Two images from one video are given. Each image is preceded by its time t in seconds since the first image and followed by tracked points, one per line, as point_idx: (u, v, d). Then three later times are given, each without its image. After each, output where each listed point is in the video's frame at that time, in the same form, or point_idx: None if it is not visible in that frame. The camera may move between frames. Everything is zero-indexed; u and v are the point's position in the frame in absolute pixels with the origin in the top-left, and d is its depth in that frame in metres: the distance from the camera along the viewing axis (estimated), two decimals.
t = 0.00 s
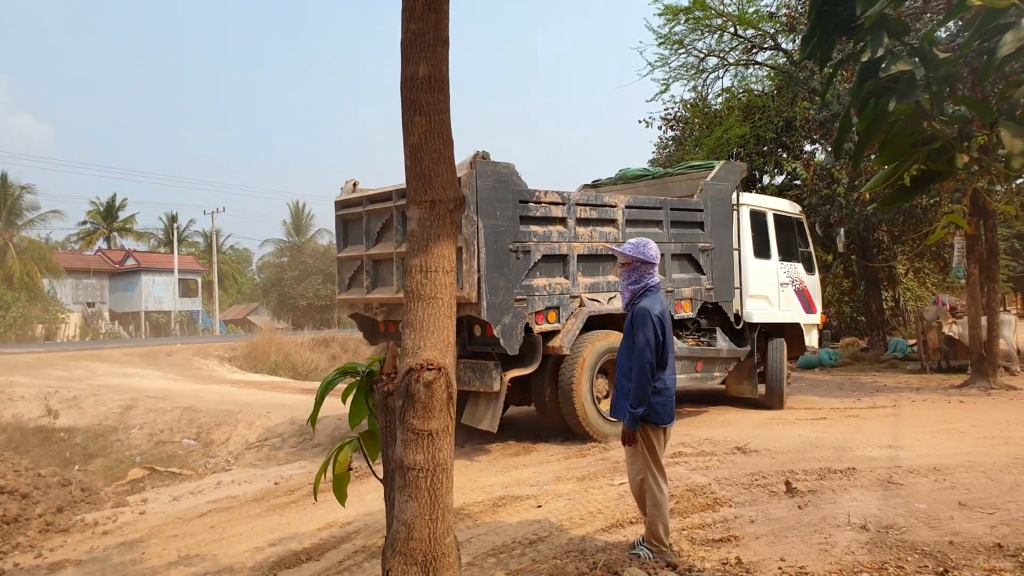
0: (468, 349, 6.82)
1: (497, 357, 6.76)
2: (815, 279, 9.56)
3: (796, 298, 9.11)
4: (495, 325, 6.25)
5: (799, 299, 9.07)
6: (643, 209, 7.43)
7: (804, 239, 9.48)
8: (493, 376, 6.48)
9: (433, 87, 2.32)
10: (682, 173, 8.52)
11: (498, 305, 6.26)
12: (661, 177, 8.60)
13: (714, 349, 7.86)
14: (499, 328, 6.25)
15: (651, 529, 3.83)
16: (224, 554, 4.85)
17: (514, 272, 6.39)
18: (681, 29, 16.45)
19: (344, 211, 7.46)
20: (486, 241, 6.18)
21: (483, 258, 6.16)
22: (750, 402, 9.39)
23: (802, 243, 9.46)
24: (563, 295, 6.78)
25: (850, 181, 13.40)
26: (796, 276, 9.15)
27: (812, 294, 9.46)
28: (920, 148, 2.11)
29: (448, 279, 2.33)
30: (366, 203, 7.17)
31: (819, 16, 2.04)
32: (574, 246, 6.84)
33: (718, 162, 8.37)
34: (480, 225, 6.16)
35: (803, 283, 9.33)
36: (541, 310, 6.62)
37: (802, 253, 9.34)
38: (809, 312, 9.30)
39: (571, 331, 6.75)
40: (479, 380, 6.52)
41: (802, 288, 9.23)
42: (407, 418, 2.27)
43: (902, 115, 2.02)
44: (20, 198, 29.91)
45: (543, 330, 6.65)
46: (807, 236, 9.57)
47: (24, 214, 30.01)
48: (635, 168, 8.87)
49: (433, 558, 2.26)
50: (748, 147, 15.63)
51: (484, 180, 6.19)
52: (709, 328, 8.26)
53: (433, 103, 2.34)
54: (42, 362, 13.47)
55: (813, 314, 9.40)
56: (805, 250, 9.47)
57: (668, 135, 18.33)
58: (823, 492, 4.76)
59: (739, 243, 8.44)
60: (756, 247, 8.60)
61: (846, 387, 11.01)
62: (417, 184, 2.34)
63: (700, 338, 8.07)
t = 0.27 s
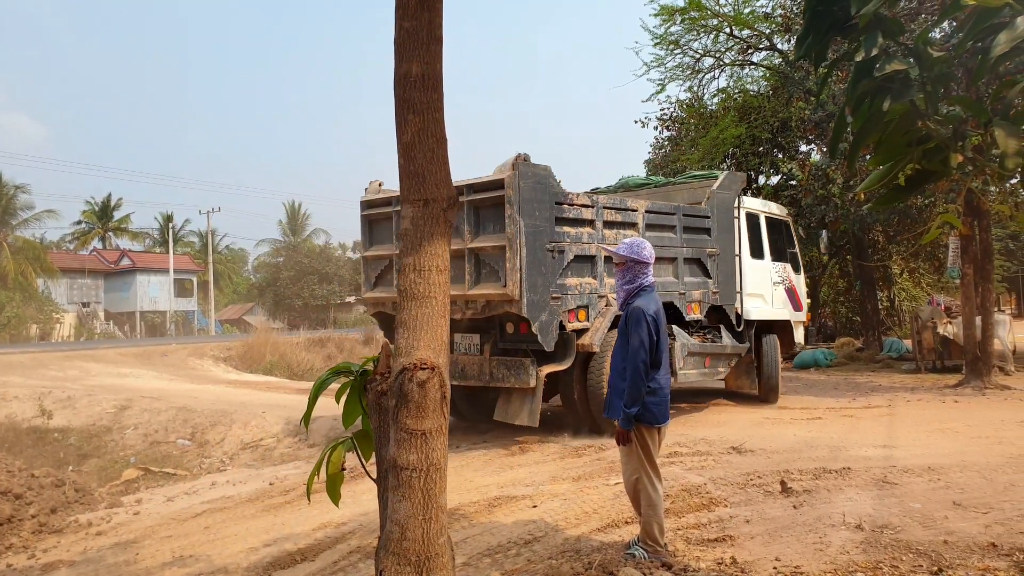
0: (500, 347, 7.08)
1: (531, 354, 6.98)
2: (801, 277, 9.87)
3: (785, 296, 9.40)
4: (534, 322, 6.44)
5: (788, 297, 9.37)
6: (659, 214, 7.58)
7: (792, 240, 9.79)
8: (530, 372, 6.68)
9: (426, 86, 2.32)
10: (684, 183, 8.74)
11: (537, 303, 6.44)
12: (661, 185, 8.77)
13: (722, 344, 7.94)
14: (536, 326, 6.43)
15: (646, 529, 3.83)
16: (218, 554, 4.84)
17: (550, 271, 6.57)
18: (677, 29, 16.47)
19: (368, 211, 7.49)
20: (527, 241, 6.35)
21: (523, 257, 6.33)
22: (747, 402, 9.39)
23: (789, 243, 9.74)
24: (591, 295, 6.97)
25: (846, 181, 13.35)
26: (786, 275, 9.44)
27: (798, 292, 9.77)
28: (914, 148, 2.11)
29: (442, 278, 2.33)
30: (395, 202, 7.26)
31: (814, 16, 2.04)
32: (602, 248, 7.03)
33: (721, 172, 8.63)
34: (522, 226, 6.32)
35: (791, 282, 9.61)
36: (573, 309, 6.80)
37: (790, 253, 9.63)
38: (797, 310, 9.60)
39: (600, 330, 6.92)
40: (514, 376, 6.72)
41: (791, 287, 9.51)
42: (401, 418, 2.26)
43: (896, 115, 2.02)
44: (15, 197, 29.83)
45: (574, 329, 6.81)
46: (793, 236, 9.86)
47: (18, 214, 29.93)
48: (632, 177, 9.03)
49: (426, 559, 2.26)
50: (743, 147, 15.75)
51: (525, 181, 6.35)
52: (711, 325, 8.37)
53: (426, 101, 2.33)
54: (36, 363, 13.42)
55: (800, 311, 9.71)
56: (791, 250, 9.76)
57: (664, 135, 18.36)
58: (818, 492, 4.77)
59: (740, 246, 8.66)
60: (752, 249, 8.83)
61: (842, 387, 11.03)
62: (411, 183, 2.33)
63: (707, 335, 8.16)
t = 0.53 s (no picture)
0: (529, 346, 7.29)
1: (562, 354, 7.17)
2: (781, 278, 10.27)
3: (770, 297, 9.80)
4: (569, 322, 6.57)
5: (773, 298, 9.77)
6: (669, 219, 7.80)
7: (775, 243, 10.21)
8: (563, 371, 6.89)
9: (422, 85, 2.32)
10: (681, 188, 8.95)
11: (572, 303, 6.59)
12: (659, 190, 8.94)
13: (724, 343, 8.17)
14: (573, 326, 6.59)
15: (641, 530, 3.83)
16: (213, 555, 4.83)
17: (585, 272, 6.72)
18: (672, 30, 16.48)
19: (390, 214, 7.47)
20: (564, 243, 6.50)
21: (562, 259, 6.48)
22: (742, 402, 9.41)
23: (771, 245, 10.11)
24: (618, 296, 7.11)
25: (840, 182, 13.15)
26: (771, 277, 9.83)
27: (780, 292, 10.17)
28: (909, 149, 2.10)
29: (438, 278, 2.32)
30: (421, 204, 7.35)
31: (809, 18, 2.04)
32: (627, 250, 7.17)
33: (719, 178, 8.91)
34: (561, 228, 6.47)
35: (775, 283, 10.00)
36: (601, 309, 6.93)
37: (773, 255, 10.01)
38: (780, 309, 10.01)
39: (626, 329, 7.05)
40: (548, 375, 6.92)
41: (775, 288, 9.90)
42: (397, 417, 2.26)
43: (892, 116, 2.02)
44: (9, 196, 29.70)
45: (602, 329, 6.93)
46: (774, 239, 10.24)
47: (12, 214, 29.82)
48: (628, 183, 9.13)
49: (423, 559, 2.25)
50: (738, 148, 15.82)
51: (565, 186, 6.52)
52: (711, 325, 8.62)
53: (423, 101, 2.33)
54: (30, 363, 13.36)
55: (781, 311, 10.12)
56: (773, 252, 10.14)
57: (660, 135, 18.39)
58: (813, 492, 4.77)
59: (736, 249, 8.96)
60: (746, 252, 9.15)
61: (836, 387, 11.06)
62: (407, 183, 2.33)
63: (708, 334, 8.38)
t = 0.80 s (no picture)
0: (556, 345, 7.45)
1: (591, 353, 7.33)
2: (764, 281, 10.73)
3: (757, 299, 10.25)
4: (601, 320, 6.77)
5: (759, 300, 10.23)
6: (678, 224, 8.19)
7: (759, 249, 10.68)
8: (591, 369, 7.08)
9: (420, 85, 2.31)
10: (679, 196, 9.31)
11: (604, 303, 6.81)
12: (658, 197, 9.26)
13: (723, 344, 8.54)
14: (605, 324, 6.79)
15: (638, 530, 3.83)
16: (210, 555, 4.82)
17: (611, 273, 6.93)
18: (668, 31, 16.49)
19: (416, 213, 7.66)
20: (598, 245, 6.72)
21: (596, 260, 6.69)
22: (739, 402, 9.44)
23: (755, 250, 10.57)
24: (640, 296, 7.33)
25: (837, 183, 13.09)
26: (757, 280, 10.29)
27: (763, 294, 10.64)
28: (907, 149, 2.11)
29: (436, 278, 2.32)
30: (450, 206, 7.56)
31: (806, 19, 2.04)
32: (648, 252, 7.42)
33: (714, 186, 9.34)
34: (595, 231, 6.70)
35: (761, 286, 10.46)
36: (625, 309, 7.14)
37: (758, 260, 10.47)
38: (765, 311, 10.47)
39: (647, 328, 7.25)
40: (576, 372, 7.09)
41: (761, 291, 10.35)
42: (395, 418, 2.26)
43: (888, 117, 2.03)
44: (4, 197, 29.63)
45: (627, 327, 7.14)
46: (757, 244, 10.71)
47: (7, 214, 29.74)
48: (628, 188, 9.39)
49: (421, 559, 2.25)
50: (734, 149, 15.86)
51: (599, 190, 6.75)
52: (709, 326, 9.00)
53: (421, 101, 2.33)
54: (25, 363, 13.31)
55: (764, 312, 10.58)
56: (757, 257, 10.60)
57: (656, 136, 18.42)
58: (810, 492, 4.78)
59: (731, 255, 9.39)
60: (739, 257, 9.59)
61: (832, 387, 11.09)
62: (405, 183, 2.33)
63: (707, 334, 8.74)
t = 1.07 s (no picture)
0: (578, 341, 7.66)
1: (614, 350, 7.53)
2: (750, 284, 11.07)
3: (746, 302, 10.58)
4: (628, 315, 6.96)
5: (748, 302, 10.56)
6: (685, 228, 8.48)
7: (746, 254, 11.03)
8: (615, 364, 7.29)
9: (420, 84, 2.31)
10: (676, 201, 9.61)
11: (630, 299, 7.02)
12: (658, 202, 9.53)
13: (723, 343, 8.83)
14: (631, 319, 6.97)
15: (637, 530, 3.83)
16: (207, 556, 4.81)
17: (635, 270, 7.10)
18: (666, 31, 16.49)
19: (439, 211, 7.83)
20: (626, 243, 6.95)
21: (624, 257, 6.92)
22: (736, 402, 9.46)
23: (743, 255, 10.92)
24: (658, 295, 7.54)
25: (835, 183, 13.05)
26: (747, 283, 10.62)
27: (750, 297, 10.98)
28: (906, 149, 2.12)
29: (436, 278, 2.32)
30: (473, 204, 7.70)
31: (806, 19, 2.04)
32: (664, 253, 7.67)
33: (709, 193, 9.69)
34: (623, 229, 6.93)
35: (749, 289, 10.80)
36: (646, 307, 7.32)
37: (746, 264, 10.82)
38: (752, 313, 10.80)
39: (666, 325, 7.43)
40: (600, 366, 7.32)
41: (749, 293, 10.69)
42: (395, 417, 2.25)
43: (888, 116, 2.03)
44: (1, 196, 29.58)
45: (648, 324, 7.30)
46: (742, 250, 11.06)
47: (3, 213, 29.70)
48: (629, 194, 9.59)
49: (421, 560, 2.25)
50: (732, 149, 15.95)
51: (626, 190, 6.98)
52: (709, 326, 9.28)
53: (421, 100, 2.33)
54: (22, 364, 13.28)
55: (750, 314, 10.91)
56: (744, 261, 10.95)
57: (654, 136, 18.45)
58: (808, 493, 4.79)
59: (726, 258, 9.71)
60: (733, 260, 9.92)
61: (829, 387, 11.10)
62: (405, 182, 2.33)
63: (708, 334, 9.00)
